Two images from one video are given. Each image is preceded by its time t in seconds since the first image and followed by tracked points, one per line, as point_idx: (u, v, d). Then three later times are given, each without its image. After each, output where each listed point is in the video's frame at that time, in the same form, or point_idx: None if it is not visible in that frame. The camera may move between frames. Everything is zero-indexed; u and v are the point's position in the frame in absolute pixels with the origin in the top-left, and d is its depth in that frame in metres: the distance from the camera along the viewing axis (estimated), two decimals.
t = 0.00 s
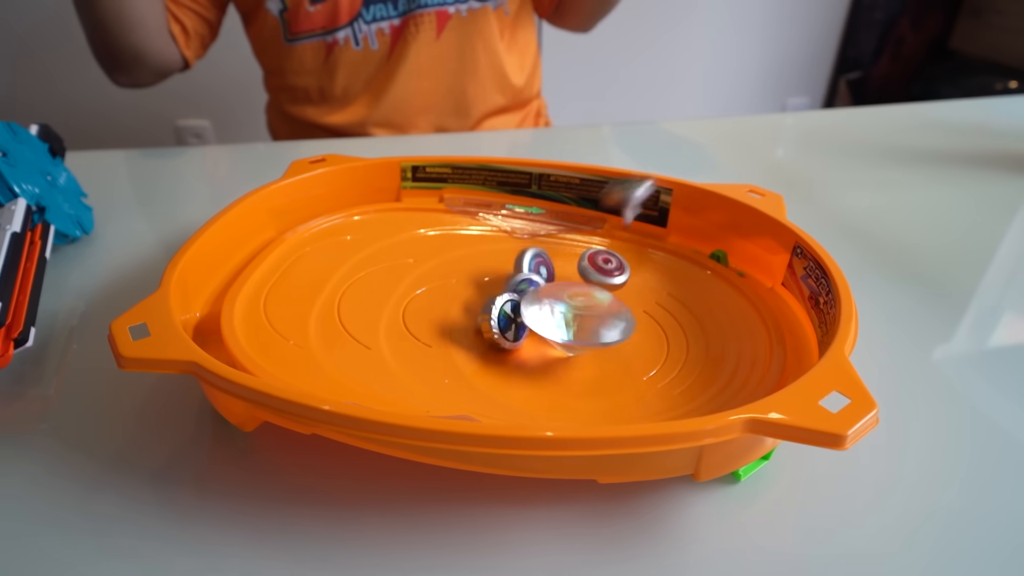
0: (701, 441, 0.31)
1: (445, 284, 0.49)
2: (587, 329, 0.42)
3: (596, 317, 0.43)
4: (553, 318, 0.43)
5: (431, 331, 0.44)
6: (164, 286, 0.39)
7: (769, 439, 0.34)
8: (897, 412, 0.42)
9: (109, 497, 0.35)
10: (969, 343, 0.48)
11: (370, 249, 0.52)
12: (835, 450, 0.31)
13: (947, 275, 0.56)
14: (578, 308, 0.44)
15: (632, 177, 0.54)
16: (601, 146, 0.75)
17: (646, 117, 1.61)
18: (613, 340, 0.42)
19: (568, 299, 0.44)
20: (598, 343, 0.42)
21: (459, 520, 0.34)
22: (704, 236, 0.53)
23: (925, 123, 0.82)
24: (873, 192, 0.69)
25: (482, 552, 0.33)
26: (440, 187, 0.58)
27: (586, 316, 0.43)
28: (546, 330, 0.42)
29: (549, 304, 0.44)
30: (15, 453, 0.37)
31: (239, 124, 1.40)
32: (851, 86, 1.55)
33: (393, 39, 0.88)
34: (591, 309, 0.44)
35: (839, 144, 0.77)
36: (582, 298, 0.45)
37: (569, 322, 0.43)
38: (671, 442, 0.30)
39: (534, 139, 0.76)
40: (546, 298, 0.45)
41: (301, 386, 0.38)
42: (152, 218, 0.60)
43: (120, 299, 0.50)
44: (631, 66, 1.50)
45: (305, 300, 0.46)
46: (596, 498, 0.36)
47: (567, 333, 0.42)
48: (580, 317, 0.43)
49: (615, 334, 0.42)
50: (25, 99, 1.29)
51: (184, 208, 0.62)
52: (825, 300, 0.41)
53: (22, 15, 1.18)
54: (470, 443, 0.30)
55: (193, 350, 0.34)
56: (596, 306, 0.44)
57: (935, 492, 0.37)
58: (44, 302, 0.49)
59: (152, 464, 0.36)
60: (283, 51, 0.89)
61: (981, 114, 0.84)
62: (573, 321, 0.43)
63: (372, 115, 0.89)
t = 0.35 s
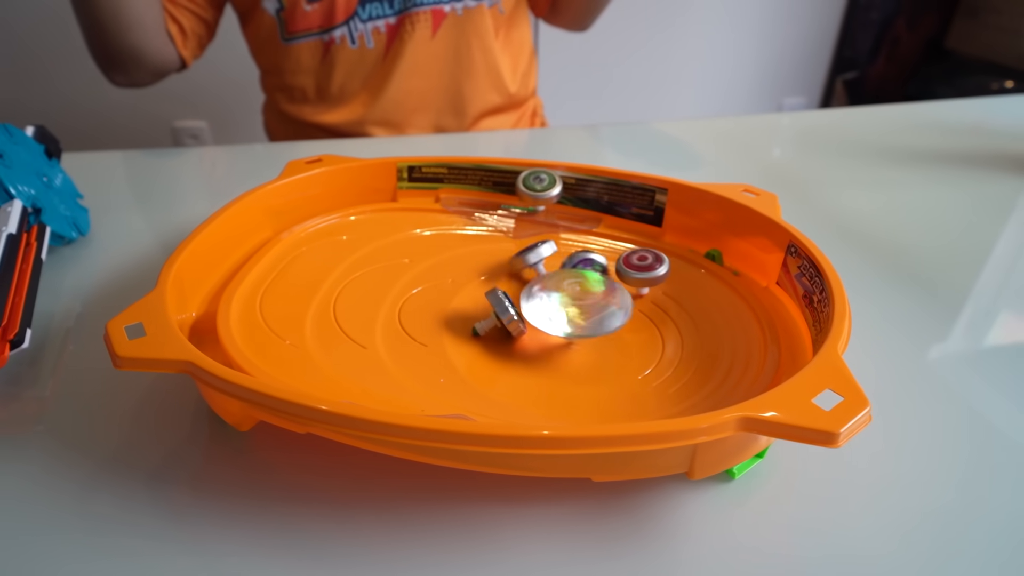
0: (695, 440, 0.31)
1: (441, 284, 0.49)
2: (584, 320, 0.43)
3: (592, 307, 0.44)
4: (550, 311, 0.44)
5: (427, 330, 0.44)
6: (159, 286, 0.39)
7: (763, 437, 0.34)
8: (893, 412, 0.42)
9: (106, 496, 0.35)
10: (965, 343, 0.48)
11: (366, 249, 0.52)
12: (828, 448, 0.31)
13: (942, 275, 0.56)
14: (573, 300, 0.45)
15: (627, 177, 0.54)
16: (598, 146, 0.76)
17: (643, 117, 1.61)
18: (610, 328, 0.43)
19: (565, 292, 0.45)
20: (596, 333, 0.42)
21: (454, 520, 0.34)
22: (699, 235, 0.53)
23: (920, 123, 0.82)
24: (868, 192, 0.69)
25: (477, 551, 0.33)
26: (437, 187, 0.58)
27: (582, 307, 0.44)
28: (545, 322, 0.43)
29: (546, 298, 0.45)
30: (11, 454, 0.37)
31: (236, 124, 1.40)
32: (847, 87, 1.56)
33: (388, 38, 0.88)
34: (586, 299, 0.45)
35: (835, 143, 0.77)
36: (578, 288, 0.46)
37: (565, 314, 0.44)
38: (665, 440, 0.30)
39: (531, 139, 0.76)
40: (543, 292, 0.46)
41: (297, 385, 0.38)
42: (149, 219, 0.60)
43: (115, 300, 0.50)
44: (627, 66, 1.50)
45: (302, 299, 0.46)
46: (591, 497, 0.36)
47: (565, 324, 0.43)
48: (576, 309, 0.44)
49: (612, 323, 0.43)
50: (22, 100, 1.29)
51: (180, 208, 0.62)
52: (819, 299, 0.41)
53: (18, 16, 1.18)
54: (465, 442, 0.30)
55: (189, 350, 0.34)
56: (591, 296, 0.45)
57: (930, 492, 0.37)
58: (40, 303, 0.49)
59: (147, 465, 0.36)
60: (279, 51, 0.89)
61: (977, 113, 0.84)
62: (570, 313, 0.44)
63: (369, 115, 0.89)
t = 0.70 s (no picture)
0: (690, 439, 0.31)
1: (437, 284, 0.49)
2: (591, 317, 0.44)
3: (598, 304, 0.45)
4: (556, 309, 0.45)
5: (423, 330, 0.44)
6: (156, 287, 0.39)
7: (758, 436, 0.34)
8: (888, 412, 0.42)
9: (102, 496, 0.35)
10: (961, 343, 0.48)
11: (363, 250, 0.52)
12: (823, 447, 0.31)
13: (937, 274, 0.57)
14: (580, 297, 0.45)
15: (623, 177, 0.55)
16: (594, 146, 0.76)
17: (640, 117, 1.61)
18: (618, 324, 0.43)
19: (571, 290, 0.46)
20: (603, 331, 0.43)
21: (450, 519, 0.35)
22: (695, 235, 0.53)
23: (916, 122, 0.82)
24: (865, 192, 0.69)
25: (473, 549, 0.33)
26: (433, 187, 0.58)
27: (589, 304, 0.45)
28: (552, 322, 0.44)
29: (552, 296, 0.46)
30: (7, 455, 0.37)
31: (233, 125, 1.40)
32: (845, 87, 1.56)
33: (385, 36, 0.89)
34: (592, 296, 0.45)
35: (831, 143, 0.78)
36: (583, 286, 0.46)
37: (572, 312, 0.44)
38: (660, 439, 0.31)
39: (527, 139, 0.76)
40: (549, 290, 0.46)
41: (293, 385, 0.38)
42: (145, 220, 0.60)
43: (112, 301, 0.50)
44: (625, 66, 1.51)
45: (299, 301, 0.46)
46: (587, 496, 0.36)
47: (572, 323, 0.44)
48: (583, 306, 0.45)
49: (619, 319, 0.44)
50: (19, 102, 1.29)
51: (177, 209, 0.62)
52: (814, 298, 0.42)
53: (15, 17, 1.18)
54: (460, 442, 0.30)
55: (185, 350, 0.34)
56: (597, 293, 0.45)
57: (925, 492, 0.37)
58: (37, 304, 0.49)
59: (144, 465, 0.37)
60: (277, 51, 0.89)
61: (972, 113, 0.85)
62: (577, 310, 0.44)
63: (366, 115, 0.89)
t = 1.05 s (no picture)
0: (693, 439, 0.31)
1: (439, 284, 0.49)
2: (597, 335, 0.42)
3: (603, 320, 0.42)
4: (559, 328, 0.42)
5: (425, 330, 0.44)
6: (157, 286, 0.39)
7: (761, 436, 0.34)
8: (891, 412, 0.42)
9: (103, 496, 0.35)
10: (964, 343, 0.48)
11: (364, 249, 0.52)
12: (826, 448, 0.31)
13: (939, 274, 0.56)
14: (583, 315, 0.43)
15: (625, 176, 0.54)
16: (595, 145, 0.76)
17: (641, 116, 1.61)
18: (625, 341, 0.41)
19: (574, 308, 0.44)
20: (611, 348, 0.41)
21: (452, 519, 0.34)
22: (698, 235, 0.53)
23: (918, 122, 0.82)
24: (867, 192, 0.69)
25: (474, 550, 0.33)
26: (435, 186, 0.58)
27: (594, 321, 0.42)
28: (556, 341, 0.42)
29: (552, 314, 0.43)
30: (8, 454, 0.37)
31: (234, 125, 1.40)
32: (846, 86, 1.56)
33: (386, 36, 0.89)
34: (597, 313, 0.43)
35: (833, 142, 0.77)
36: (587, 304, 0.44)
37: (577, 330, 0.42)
38: (663, 439, 0.30)
39: (528, 139, 0.76)
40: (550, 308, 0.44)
41: (295, 385, 0.38)
42: (146, 219, 0.60)
43: (113, 300, 0.50)
44: (626, 65, 1.50)
45: (300, 300, 0.46)
46: (589, 496, 0.36)
47: (576, 341, 0.41)
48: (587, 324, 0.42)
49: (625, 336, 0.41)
50: (20, 101, 1.29)
51: (177, 208, 0.62)
52: (818, 298, 0.41)
53: (16, 16, 1.18)
54: (463, 442, 0.30)
55: (187, 350, 0.34)
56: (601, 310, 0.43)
57: (929, 492, 0.37)
58: (38, 303, 0.49)
59: (145, 465, 0.36)
60: (278, 50, 0.89)
61: (975, 112, 0.84)
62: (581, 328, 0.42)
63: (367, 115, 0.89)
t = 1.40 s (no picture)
0: (690, 436, 0.31)
1: (440, 282, 0.49)
2: (585, 336, 0.41)
3: (590, 323, 0.42)
4: (548, 327, 0.42)
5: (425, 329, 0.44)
6: (160, 284, 0.39)
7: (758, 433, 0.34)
8: (886, 409, 0.43)
9: (108, 493, 0.35)
10: (958, 341, 0.49)
11: (366, 248, 0.52)
12: (822, 444, 0.31)
13: (936, 273, 0.57)
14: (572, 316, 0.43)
15: (624, 176, 0.55)
16: (594, 145, 0.76)
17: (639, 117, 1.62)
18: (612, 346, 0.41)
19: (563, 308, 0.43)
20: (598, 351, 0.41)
21: (453, 516, 0.35)
22: (696, 234, 0.53)
23: (914, 123, 0.83)
24: (863, 191, 0.69)
25: (475, 546, 0.33)
26: (435, 186, 0.58)
27: (581, 323, 0.42)
28: (544, 339, 0.41)
29: (542, 313, 0.43)
30: (13, 452, 0.37)
31: (233, 125, 1.40)
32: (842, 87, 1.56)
33: (387, 40, 0.89)
34: (585, 315, 0.43)
35: (829, 143, 0.78)
36: (576, 305, 0.44)
37: (565, 330, 0.42)
38: (661, 437, 0.31)
39: (528, 139, 0.77)
40: (540, 307, 0.44)
41: (296, 383, 0.38)
42: (148, 218, 0.60)
43: (116, 299, 0.50)
44: (624, 66, 1.51)
45: (300, 299, 0.46)
46: (589, 493, 0.36)
47: (565, 341, 0.41)
48: (574, 325, 0.42)
49: (613, 341, 0.41)
50: (19, 102, 1.29)
51: (179, 208, 0.62)
52: (814, 297, 0.42)
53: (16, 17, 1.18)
54: (464, 439, 0.30)
55: (190, 347, 0.34)
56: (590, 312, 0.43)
57: (922, 488, 0.37)
58: (41, 302, 0.50)
59: (150, 461, 0.37)
60: (278, 51, 0.89)
61: (971, 113, 0.85)
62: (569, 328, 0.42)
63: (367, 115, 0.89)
